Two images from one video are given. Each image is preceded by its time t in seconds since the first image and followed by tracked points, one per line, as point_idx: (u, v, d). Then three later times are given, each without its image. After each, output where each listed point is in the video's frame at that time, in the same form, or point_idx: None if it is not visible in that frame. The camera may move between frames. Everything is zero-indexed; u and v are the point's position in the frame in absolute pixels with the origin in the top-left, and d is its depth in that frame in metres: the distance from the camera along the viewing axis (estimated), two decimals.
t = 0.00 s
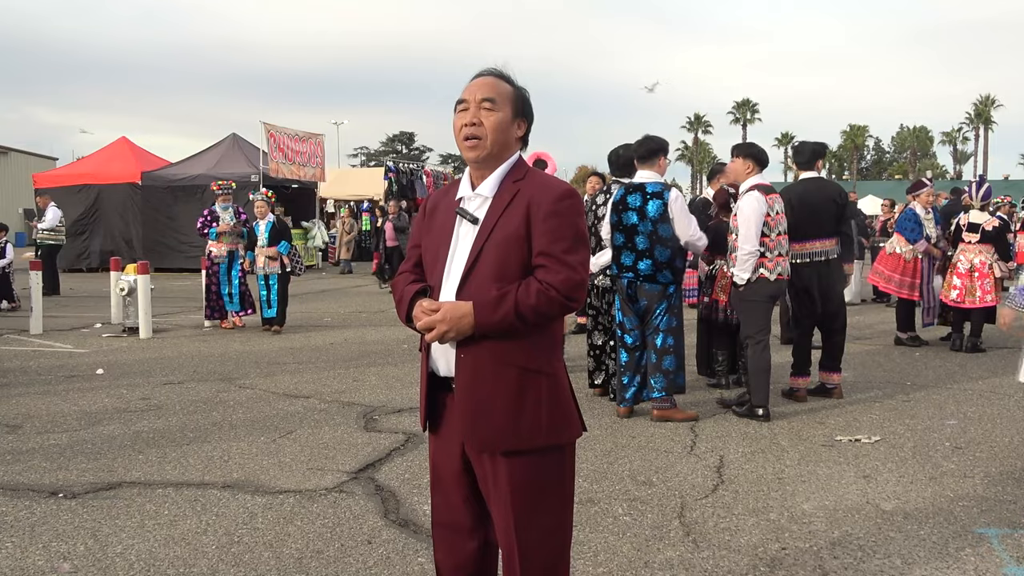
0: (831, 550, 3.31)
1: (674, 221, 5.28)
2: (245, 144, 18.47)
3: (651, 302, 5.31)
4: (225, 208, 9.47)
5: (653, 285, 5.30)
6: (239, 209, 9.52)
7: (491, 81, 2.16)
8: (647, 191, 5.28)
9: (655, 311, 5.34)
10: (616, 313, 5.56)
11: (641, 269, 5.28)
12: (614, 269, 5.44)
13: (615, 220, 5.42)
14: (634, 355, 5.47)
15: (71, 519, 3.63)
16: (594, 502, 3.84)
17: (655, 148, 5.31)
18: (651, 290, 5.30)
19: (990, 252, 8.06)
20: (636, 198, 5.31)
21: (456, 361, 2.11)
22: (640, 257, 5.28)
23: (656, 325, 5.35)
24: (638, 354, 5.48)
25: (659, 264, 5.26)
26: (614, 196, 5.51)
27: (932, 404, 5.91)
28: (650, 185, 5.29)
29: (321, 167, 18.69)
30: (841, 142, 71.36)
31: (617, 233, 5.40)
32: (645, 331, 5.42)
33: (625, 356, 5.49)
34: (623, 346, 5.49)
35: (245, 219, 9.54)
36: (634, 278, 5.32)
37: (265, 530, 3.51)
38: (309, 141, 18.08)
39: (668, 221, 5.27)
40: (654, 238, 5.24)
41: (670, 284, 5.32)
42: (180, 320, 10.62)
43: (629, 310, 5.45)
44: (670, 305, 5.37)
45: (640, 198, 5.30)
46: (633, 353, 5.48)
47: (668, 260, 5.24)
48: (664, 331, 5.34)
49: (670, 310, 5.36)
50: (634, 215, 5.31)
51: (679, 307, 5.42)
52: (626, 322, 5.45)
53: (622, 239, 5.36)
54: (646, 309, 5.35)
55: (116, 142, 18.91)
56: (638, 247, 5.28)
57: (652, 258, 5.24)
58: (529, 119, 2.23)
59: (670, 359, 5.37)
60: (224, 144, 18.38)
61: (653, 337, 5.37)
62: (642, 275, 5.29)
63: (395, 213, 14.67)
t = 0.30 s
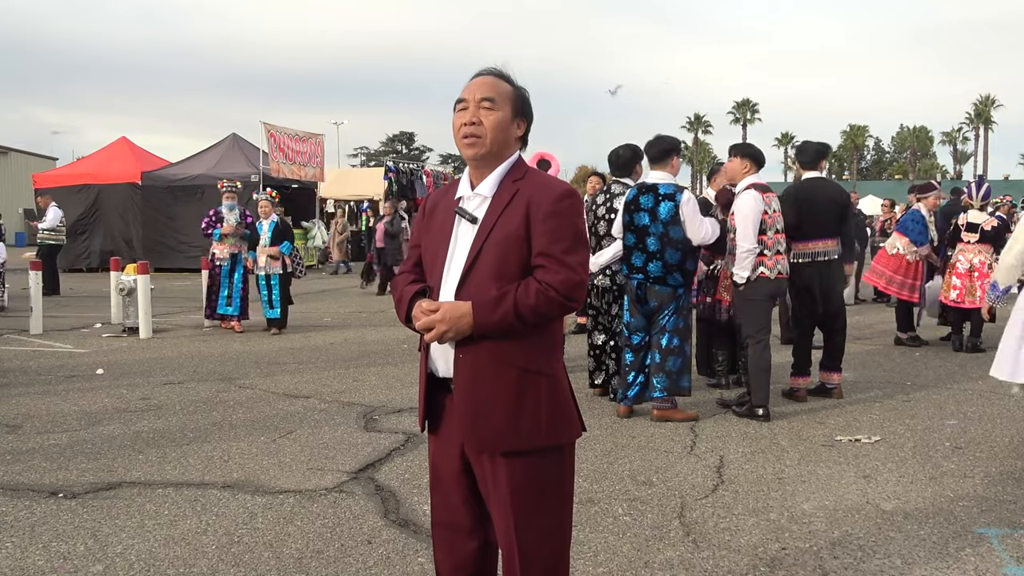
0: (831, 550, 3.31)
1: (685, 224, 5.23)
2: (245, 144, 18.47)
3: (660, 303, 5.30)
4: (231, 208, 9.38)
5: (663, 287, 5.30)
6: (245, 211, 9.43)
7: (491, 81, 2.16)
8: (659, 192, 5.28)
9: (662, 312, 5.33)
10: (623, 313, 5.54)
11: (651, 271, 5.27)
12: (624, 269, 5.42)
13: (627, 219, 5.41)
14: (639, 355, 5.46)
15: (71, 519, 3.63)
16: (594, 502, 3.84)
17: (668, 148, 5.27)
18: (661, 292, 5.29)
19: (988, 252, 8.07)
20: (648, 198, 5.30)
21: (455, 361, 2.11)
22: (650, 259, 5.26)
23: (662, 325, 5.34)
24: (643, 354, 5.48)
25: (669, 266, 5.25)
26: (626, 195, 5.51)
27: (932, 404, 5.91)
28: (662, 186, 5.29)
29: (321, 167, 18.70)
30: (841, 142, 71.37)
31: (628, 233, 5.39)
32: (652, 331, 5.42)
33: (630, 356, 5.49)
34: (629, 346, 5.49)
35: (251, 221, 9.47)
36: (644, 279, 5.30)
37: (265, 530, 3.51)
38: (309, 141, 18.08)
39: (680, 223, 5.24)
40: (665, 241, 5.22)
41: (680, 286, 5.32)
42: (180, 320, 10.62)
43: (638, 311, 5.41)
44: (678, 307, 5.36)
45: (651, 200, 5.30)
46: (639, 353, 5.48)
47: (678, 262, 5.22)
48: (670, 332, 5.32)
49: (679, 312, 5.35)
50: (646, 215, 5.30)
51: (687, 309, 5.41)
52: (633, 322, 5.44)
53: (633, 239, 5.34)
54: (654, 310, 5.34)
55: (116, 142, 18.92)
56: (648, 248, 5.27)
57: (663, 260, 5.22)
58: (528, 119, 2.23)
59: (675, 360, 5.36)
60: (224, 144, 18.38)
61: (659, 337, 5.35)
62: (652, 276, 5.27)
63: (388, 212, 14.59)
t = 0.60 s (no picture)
0: (831, 550, 3.31)
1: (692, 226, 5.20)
2: (245, 144, 18.47)
3: (664, 305, 5.30)
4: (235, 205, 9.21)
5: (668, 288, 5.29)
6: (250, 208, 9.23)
7: (490, 80, 2.16)
8: (666, 194, 5.26)
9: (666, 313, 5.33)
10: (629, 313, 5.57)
11: (656, 273, 5.27)
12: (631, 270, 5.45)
13: (634, 220, 5.43)
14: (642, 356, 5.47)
15: (71, 519, 3.63)
16: (594, 502, 3.84)
17: (674, 149, 5.22)
18: (665, 293, 5.29)
19: (985, 252, 8.09)
20: (655, 200, 5.30)
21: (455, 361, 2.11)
22: (656, 260, 5.28)
23: (665, 325, 5.33)
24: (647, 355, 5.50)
25: (675, 268, 5.24)
26: (633, 196, 5.52)
27: (932, 404, 5.91)
28: (670, 188, 5.27)
29: (321, 167, 18.69)
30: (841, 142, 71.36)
31: (635, 234, 5.41)
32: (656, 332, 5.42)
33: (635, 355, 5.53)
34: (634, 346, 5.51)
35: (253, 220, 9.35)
36: (650, 280, 5.31)
37: (265, 530, 3.52)
38: (309, 141, 18.07)
39: (686, 225, 5.23)
40: (670, 243, 5.22)
41: (685, 288, 5.31)
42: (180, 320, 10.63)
43: (642, 312, 5.43)
44: (683, 309, 5.35)
45: (658, 201, 5.29)
46: (643, 353, 5.50)
47: (684, 264, 5.22)
48: (672, 333, 5.32)
49: (683, 314, 5.34)
50: (652, 216, 5.31)
51: (692, 311, 5.39)
52: (638, 322, 5.47)
53: (640, 240, 5.36)
54: (658, 311, 5.34)
55: (116, 142, 18.92)
56: (654, 250, 5.28)
57: (668, 262, 5.22)
58: (528, 119, 2.23)
59: (678, 361, 5.35)
60: (224, 144, 18.38)
61: (662, 338, 5.35)
62: (657, 278, 5.28)
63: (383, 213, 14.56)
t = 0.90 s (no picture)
0: (831, 550, 3.31)
1: (691, 226, 5.19)
2: (245, 144, 18.47)
3: (664, 306, 5.30)
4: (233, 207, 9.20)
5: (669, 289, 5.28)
6: (249, 209, 9.18)
7: (489, 80, 2.16)
8: (666, 195, 5.25)
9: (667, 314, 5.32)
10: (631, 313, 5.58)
11: (656, 274, 5.27)
12: (632, 270, 5.47)
13: (635, 220, 5.43)
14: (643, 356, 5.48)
15: (71, 519, 3.63)
16: (594, 502, 3.84)
17: (676, 151, 5.19)
18: (665, 294, 5.28)
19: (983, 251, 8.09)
20: (654, 201, 5.29)
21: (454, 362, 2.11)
22: (656, 261, 5.27)
23: (665, 326, 5.33)
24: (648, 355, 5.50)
25: (674, 270, 5.22)
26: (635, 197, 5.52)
27: (932, 404, 5.91)
28: (670, 189, 5.25)
29: (321, 167, 18.69)
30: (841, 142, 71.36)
31: (635, 234, 5.42)
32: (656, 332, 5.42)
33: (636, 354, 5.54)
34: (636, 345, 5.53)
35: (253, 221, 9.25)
36: (650, 281, 5.32)
37: (265, 530, 3.51)
38: (309, 141, 18.06)
39: (685, 226, 5.21)
40: (669, 244, 5.21)
41: (685, 288, 5.29)
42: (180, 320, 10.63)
43: (643, 312, 5.43)
44: (684, 309, 5.34)
45: (658, 202, 5.28)
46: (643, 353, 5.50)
47: (683, 266, 5.19)
48: (673, 333, 5.31)
49: (684, 314, 5.33)
50: (652, 217, 5.31)
51: (693, 311, 5.38)
52: (640, 322, 5.49)
53: (640, 241, 5.37)
54: (658, 311, 5.34)
55: (116, 142, 18.92)
56: (654, 251, 5.27)
57: (667, 263, 5.21)
58: (527, 118, 2.23)
59: (679, 361, 5.34)
60: (224, 144, 18.38)
61: (662, 338, 5.35)
62: (657, 279, 5.28)
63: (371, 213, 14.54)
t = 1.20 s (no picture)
0: (831, 550, 3.31)
1: (684, 226, 5.20)
2: (245, 144, 18.47)
3: (658, 305, 5.30)
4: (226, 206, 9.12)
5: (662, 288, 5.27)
6: (241, 208, 9.09)
7: (490, 80, 2.16)
8: (659, 194, 5.26)
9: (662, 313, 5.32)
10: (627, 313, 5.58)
11: (648, 272, 5.28)
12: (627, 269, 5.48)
13: (629, 220, 5.45)
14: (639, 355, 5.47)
15: (71, 519, 3.63)
16: (594, 502, 3.84)
17: (669, 152, 5.27)
18: (659, 293, 5.28)
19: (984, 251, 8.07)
20: (647, 200, 5.30)
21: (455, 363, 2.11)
22: (648, 260, 5.28)
23: (661, 325, 5.33)
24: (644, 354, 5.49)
25: (667, 268, 5.21)
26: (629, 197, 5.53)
27: (932, 404, 5.91)
28: (663, 187, 5.27)
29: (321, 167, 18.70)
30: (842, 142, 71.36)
31: (629, 234, 5.42)
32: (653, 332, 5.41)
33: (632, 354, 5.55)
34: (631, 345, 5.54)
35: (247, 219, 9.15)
36: (643, 280, 5.32)
37: (265, 530, 3.51)
38: (309, 141, 18.06)
39: (678, 225, 5.20)
40: (662, 243, 5.21)
41: (679, 287, 5.27)
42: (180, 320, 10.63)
43: (639, 311, 5.44)
44: (679, 308, 5.32)
45: (651, 201, 5.29)
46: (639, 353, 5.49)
47: (675, 264, 5.18)
48: (669, 333, 5.30)
49: (680, 313, 5.31)
50: (645, 216, 5.31)
51: (688, 310, 5.36)
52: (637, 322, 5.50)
53: (633, 240, 5.38)
54: (654, 311, 5.34)
55: (116, 142, 18.92)
56: (647, 250, 5.28)
57: (659, 261, 5.21)
58: (528, 118, 2.23)
59: (676, 361, 5.34)
60: (224, 144, 18.37)
61: (658, 338, 5.35)
62: (649, 278, 5.28)
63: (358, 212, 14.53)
